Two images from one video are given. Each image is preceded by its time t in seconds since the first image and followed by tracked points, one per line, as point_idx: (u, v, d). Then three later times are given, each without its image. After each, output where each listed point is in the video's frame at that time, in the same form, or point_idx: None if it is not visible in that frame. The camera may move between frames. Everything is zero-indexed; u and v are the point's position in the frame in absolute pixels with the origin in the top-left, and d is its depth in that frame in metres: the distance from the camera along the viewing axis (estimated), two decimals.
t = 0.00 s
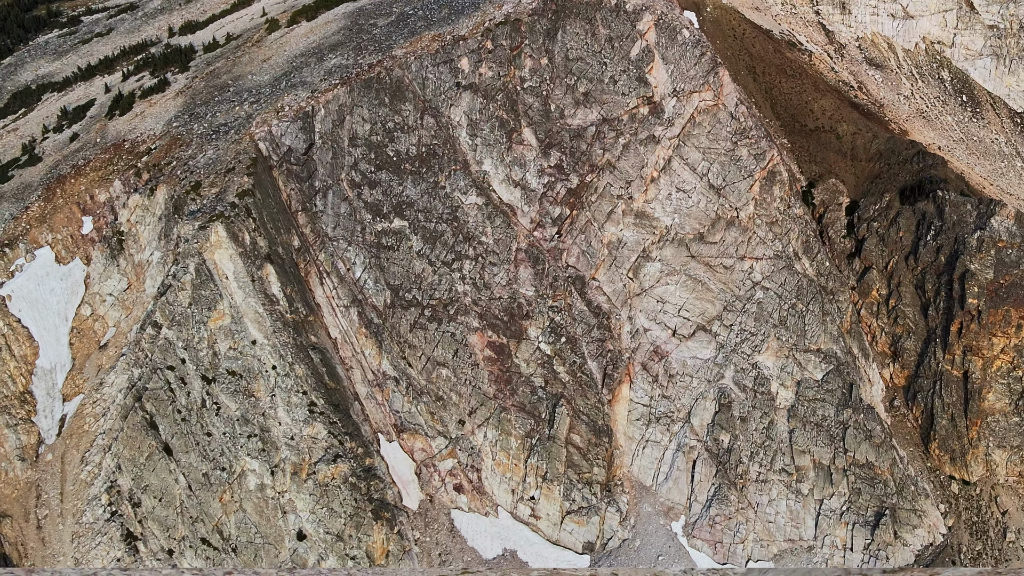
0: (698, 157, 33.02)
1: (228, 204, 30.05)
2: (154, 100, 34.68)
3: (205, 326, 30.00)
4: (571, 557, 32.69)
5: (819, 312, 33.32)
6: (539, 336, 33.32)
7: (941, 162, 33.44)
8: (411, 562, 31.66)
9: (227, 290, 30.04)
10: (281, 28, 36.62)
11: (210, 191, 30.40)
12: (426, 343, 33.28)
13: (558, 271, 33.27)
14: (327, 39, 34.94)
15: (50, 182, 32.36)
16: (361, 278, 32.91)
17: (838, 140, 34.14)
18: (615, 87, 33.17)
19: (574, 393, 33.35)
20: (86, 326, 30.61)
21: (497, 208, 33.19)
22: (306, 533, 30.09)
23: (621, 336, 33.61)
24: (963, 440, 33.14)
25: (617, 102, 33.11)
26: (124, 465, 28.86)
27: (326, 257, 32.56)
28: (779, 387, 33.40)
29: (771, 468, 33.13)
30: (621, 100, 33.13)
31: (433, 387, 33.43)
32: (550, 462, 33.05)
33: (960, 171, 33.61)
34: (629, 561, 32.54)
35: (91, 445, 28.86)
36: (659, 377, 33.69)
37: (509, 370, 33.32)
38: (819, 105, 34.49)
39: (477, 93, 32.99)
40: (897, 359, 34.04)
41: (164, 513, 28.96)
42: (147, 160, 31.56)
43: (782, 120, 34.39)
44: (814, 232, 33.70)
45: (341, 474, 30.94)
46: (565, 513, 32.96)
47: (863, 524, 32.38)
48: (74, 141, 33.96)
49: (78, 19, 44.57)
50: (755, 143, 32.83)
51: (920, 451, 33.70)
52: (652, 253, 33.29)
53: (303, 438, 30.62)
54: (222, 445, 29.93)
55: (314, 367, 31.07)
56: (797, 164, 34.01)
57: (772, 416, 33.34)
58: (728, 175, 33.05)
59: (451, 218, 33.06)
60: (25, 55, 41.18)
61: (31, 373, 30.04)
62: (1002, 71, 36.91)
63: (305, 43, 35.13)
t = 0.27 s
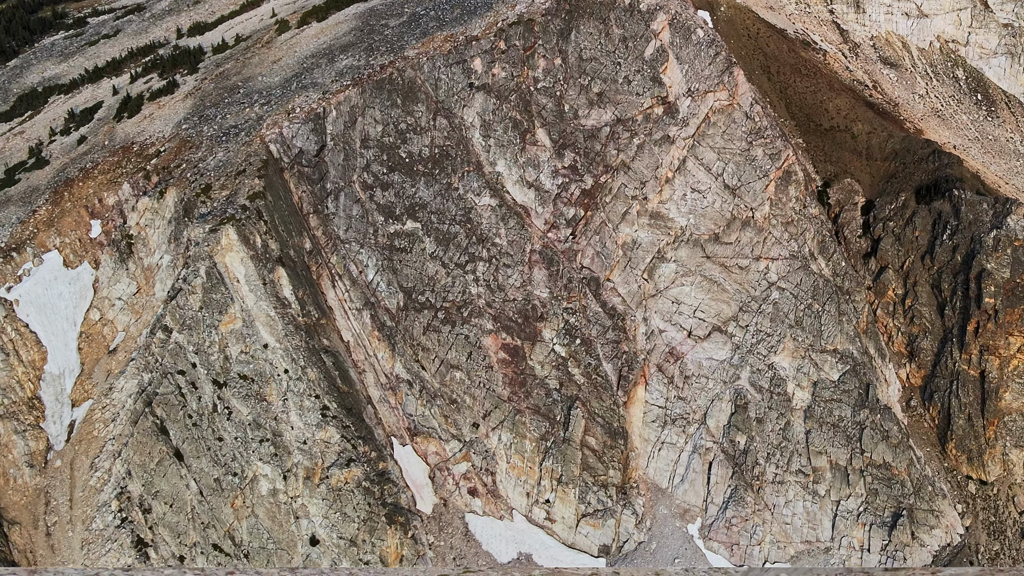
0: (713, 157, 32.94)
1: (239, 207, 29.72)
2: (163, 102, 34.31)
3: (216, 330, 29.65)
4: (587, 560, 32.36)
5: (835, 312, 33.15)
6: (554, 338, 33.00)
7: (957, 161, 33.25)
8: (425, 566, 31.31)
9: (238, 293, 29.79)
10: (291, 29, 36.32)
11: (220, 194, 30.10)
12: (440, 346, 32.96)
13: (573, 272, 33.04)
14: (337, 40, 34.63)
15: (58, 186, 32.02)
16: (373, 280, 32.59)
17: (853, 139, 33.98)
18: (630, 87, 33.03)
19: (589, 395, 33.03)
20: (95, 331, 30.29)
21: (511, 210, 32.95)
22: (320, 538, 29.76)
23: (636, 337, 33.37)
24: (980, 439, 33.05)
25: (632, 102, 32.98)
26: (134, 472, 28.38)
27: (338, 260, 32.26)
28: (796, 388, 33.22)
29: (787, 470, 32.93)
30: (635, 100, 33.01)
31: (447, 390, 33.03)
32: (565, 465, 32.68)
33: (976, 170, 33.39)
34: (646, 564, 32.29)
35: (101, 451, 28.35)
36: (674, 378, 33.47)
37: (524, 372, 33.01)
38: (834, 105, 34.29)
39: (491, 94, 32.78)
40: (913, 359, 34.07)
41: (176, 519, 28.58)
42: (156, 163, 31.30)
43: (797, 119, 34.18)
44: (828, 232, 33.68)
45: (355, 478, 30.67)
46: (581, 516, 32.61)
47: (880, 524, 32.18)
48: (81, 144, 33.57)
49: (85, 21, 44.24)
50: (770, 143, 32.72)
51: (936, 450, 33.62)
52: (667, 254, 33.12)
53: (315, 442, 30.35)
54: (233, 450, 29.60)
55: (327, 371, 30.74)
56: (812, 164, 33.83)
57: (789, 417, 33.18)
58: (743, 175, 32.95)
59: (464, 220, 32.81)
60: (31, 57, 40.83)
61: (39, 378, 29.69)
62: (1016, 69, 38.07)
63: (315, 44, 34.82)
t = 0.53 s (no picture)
0: (723, 165, 32.83)
1: (245, 218, 29.51)
2: (167, 112, 33.95)
3: (222, 342, 29.25)
4: (598, 572, 31.94)
5: (843, 320, 33.08)
6: (563, 348, 32.77)
7: (966, 168, 33.20)
8: None
9: (244, 305, 29.40)
10: (297, 39, 36.08)
11: (225, 206, 29.90)
12: (448, 357, 32.63)
13: (582, 281, 32.80)
14: (344, 49, 34.45)
15: (61, 197, 31.66)
16: (381, 291, 32.32)
17: (863, 147, 33.92)
18: (638, 96, 32.82)
19: (598, 405, 32.81)
20: (99, 344, 29.96)
21: (519, 219, 32.75)
22: (327, 551, 29.47)
23: (645, 346, 33.14)
24: (990, 446, 32.89)
25: (640, 111, 32.78)
26: (140, 486, 28.15)
27: (345, 271, 31.97)
28: (806, 396, 33.15)
29: (798, 478, 32.84)
30: (644, 108, 32.82)
31: (455, 401, 32.72)
32: (575, 475, 32.45)
33: (985, 177, 33.47)
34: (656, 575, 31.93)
35: (105, 465, 28.20)
36: (684, 388, 33.26)
37: (533, 383, 32.73)
38: (843, 112, 34.20)
39: (498, 103, 32.58)
40: (923, 367, 33.87)
41: (181, 533, 28.37)
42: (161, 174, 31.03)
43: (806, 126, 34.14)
44: (839, 239, 33.43)
45: (363, 490, 30.39)
46: (591, 527, 32.26)
47: (891, 533, 32.09)
48: (84, 155, 33.18)
49: (86, 30, 43.80)
50: (780, 151, 32.69)
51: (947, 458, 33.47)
52: (676, 263, 32.97)
53: (323, 454, 30.07)
54: (240, 463, 29.29)
55: (334, 383, 30.47)
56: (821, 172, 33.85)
57: (799, 425, 33.07)
58: (752, 184, 32.89)
59: (472, 229, 32.57)
60: (33, 67, 40.43)
61: (43, 393, 29.36)
62: None
63: (322, 53, 34.62)
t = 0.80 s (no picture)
0: (704, 186, 32.77)
1: (224, 241, 29.15)
2: (144, 136, 33.75)
3: (201, 367, 28.81)
4: None
5: (825, 340, 32.99)
6: (544, 370, 32.69)
7: (946, 188, 33.09)
8: None
9: (223, 329, 28.97)
10: (274, 62, 35.88)
11: (204, 230, 29.63)
12: (429, 380, 32.55)
13: (563, 303, 32.81)
14: (323, 72, 34.52)
15: (37, 223, 31.39)
16: (361, 314, 32.17)
17: (843, 167, 33.88)
18: (619, 117, 32.76)
19: (580, 427, 32.71)
20: (77, 369, 29.36)
21: (500, 241, 32.73)
22: None
23: (627, 368, 33.13)
24: (974, 465, 32.68)
25: (621, 132, 32.73)
26: (118, 511, 27.09)
27: (324, 294, 31.79)
28: (788, 416, 33.10)
29: (781, 498, 32.82)
30: (625, 129, 32.75)
31: (437, 424, 32.63)
32: (558, 497, 32.40)
33: (965, 198, 33.18)
34: None
35: (83, 491, 27.07)
36: (666, 409, 33.26)
37: (514, 405, 32.64)
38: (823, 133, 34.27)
39: (479, 125, 32.52)
40: (904, 387, 33.92)
41: (161, 559, 27.62)
42: (138, 199, 30.76)
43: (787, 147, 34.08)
44: (820, 259, 33.52)
45: (345, 513, 30.30)
46: (573, 549, 32.31)
47: (874, 552, 32.11)
48: (61, 180, 32.92)
49: (62, 55, 43.66)
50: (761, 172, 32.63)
51: (930, 476, 33.49)
52: (658, 284, 32.94)
53: (304, 479, 29.90)
54: (220, 488, 29.02)
55: (314, 407, 30.29)
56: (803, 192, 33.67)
57: (782, 445, 33.06)
58: (733, 205, 32.85)
59: (453, 252, 32.53)
60: (8, 91, 40.18)
61: (20, 419, 28.70)
62: (1003, 97, 36.00)
63: (300, 77, 34.64)
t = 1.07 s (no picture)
0: (673, 207, 32.94)
1: (194, 264, 29.23)
2: (113, 159, 33.87)
3: (171, 390, 28.94)
4: None
5: (793, 359, 33.05)
6: (516, 391, 32.85)
7: (915, 207, 32.41)
8: None
9: (194, 351, 29.04)
10: (244, 85, 36.57)
11: (175, 252, 29.59)
12: (401, 401, 32.58)
13: (534, 324, 32.92)
14: (292, 94, 34.91)
15: (5, 246, 31.32)
16: (332, 335, 32.29)
17: (812, 187, 33.66)
18: (589, 138, 32.93)
19: (552, 447, 32.85)
20: (46, 393, 29.55)
21: (471, 262, 32.85)
22: None
23: (598, 388, 33.20)
24: (941, 481, 32.63)
25: (591, 153, 32.91)
26: (89, 535, 27.86)
27: (295, 315, 32.03)
28: (759, 434, 33.24)
29: (752, 516, 32.96)
30: (595, 150, 32.93)
31: (408, 445, 32.57)
32: (529, 516, 32.48)
33: (933, 216, 32.72)
34: None
35: (53, 515, 27.77)
36: (637, 428, 33.30)
37: (486, 425, 32.73)
38: (792, 152, 34.08)
39: (449, 147, 32.64)
40: (873, 404, 33.14)
41: None
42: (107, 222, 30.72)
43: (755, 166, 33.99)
44: (790, 279, 33.37)
45: (316, 535, 30.11)
46: (545, 568, 32.52)
47: (844, 569, 32.24)
48: (29, 204, 32.84)
49: (30, 78, 43.79)
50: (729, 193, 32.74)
51: (901, 494, 32.94)
52: (628, 304, 33.08)
53: (275, 501, 29.77)
54: (191, 511, 29.08)
55: (285, 429, 30.26)
56: (772, 212, 33.52)
57: (752, 463, 33.21)
58: (703, 225, 32.99)
59: (423, 273, 32.67)
60: None
61: None
62: (972, 115, 35.01)
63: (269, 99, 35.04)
